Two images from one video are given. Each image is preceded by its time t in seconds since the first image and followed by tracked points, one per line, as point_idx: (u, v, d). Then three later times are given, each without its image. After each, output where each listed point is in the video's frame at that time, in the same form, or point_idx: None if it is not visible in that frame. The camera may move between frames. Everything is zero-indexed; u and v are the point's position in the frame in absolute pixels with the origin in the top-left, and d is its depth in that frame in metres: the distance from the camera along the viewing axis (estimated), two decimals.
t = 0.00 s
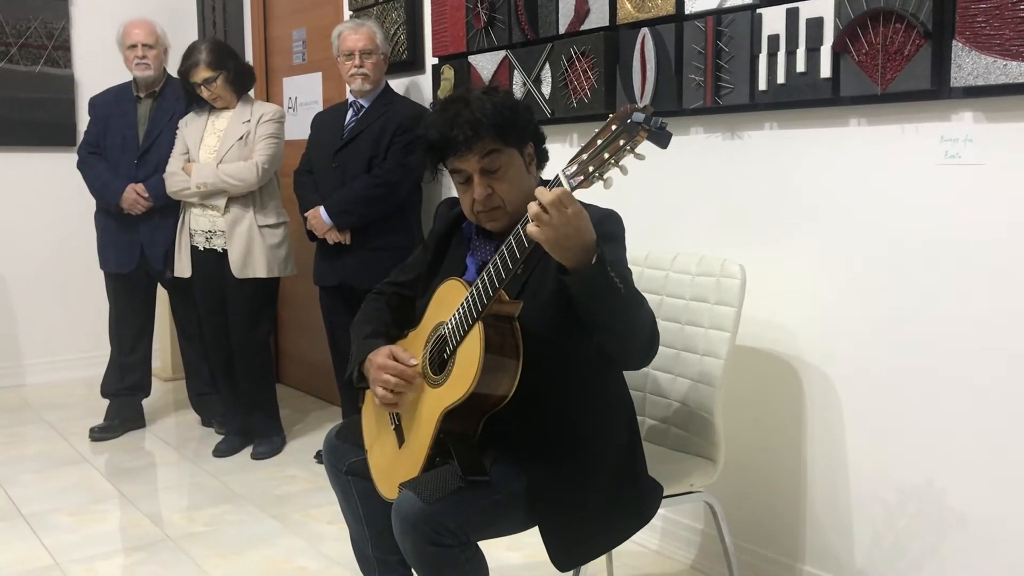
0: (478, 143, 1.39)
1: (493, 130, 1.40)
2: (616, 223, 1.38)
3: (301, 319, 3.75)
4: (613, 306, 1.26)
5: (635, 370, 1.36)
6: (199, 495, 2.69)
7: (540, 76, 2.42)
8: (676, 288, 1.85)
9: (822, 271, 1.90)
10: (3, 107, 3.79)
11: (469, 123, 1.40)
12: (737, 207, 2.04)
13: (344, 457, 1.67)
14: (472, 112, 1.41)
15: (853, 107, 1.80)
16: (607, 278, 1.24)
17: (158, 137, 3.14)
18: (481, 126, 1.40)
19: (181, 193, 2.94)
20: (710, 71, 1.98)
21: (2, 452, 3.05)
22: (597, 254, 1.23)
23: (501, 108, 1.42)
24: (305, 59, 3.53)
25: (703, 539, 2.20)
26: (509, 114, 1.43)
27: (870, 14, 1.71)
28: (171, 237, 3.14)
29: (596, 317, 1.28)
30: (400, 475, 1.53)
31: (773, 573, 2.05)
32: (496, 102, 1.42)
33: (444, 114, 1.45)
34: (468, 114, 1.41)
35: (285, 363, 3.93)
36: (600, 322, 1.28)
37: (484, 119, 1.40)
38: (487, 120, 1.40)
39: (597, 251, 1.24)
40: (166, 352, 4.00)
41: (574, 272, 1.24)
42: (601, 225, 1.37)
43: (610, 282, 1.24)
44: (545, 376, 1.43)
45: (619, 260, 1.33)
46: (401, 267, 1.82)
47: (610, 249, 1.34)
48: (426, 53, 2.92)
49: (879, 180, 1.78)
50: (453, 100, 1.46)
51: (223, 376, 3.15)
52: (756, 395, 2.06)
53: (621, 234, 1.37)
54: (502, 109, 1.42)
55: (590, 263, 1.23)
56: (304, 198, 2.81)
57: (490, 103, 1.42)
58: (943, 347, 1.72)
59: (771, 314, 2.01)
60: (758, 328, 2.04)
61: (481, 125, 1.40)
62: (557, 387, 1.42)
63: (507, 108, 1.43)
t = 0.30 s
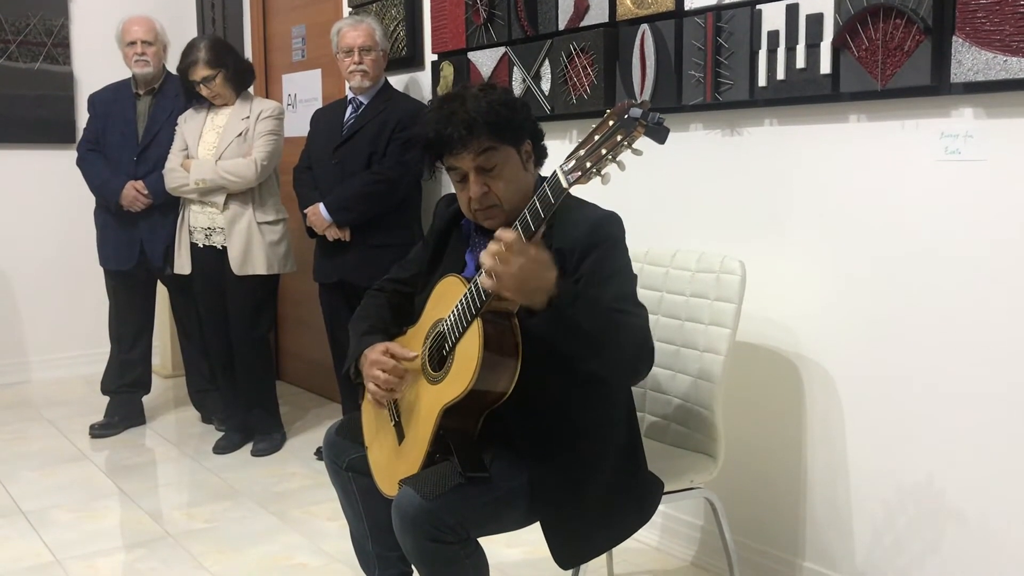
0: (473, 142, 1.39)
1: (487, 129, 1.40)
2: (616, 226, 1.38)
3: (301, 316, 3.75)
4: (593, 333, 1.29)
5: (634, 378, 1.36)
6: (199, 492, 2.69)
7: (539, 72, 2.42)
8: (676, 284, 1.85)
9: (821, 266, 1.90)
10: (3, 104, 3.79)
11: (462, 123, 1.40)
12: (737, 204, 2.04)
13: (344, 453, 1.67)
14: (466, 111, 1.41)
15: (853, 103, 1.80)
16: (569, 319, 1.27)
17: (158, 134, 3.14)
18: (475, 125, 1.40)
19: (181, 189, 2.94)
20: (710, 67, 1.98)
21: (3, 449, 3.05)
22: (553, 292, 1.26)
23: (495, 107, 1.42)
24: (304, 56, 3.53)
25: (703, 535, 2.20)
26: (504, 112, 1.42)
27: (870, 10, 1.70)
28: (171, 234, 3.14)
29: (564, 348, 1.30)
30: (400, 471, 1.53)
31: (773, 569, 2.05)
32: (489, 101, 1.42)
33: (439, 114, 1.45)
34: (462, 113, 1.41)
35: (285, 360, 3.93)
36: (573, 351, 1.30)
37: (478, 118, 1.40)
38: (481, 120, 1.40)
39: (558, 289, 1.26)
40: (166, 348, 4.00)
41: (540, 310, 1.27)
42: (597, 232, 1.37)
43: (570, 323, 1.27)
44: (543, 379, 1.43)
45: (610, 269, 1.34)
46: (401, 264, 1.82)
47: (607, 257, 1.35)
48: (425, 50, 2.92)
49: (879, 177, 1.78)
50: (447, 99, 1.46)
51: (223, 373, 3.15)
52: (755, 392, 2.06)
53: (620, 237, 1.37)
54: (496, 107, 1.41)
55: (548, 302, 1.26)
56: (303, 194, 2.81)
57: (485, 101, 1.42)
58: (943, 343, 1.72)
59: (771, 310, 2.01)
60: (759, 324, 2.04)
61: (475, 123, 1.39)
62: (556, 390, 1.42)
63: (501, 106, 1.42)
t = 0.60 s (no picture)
0: (441, 164, 1.41)
1: (452, 153, 1.39)
2: (614, 229, 1.38)
3: (301, 314, 3.75)
4: (587, 341, 1.28)
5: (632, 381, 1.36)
6: (200, 490, 2.69)
7: (539, 69, 2.42)
8: (676, 281, 1.85)
9: (822, 263, 1.89)
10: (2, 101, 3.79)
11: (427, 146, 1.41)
12: (738, 200, 2.04)
13: (344, 451, 1.67)
14: (434, 133, 1.40)
15: (853, 99, 1.79)
16: (560, 331, 1.27)
17: (158, 131, 3.13)
18: (439, 149, 1.40)
19: (179, 187, 2.93)
20: (710, 64, 1.97)
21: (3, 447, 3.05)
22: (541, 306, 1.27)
23: (463, 130, 1.38)
24: (304, 53, 3.52)
25: (703, 531, 2.20)
26: (472, 135, 1.38)
27: (870, 6, 1.70)
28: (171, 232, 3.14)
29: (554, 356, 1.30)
30: (400, 468, 1.53)
31: (773, 566, 2.05)
32: (458, 123, 1.38)
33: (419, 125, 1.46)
34: (434, 134, 1.41)
35: (285, 358, 3.93)
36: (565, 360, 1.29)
37: (442, 142, 1.39)
38: (446, 144, 1.39)
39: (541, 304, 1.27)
40: (167, 346, 4.00)
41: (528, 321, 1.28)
42: (594, 235, 1.36)
43: (560, 334, 1.27)
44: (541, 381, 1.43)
45: (607, 276, 1.34)
46: (402, 262, 1.81)
47: (604, 261, 1.34)
48: (425, 47, 2.91)
49: (879, 174, 1.77)
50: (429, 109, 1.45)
51: (223, 371, 3.15)
52: (755, 389, 2.06)
53: (617, 240, 1.37)
54: (463, 130, 1.38)
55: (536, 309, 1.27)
56: (303, 192, 2.81)
57: (457, 125, 1.39)
58: (943, 339, 1.71)
59: (771, 307, 2.01)
60: (759, 320, 2.04)
61: (442, 149, 1.39)
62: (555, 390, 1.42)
63: (472, 127, 1.39)
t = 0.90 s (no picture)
0: (426, 175, 1.42)
1: (433, 167, 1.41)
2: (611, 230, 1.38)
3: (303, 313, 3.75)
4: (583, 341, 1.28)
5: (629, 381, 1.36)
6: (201, 490, 2.69)
7: (540, 69, 2.42)
8: (676, 281, 1.85)
9: (823, 262, 1.89)
10: (3, 102, 3.79)
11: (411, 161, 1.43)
12: (738, 200, 2.04)
13: (345, 451, 1.68)
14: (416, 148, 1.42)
15: (854, 98, 1.79)
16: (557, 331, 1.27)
17: (158, 131, 3.14)
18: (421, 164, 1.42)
19: (180, 186, 2.94)
20: (711, 63, 1.97)
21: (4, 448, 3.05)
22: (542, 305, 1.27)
23: (441, 147, 1.38)
24: (305, 53, 3.52)
25: (704, 530, 2.20)
26: (451, 153, 1.38)
27: (871, 5, 1.70)
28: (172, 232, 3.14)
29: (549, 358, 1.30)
30: (401, 469, 1.53)
31: (774, 565, 2.05)
32: (436, 141, 1.39)
33: (410, 136, 1.47)
34: (420, 147, 1.42)
35: (287, 358, 3.93)
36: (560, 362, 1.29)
37: (424, 157, 1.41)
38: (426, 159, 1.41)
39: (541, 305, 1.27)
40: (168, 346, 4.00)
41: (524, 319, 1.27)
42: (592, 236, 1.36)
43: (557, 335, 1.27)
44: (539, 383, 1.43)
45: (606, 274, 1.34)
46: (402, 262, 1.81)
47: (602, 262, 1.34)
48: (426, 47, 2.92)
49: (879, 173, 1.77)
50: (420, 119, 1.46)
51: (225, 371, 3.15)
52: (756, 388, 2.06)
53: (615, 242, 1.37)
54: (442, 147, 1.38)
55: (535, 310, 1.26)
56: (304, 192, 2.81)
57: (436, 142, 1.39)
58: (944, 338, 1.71)
59: (773, 308, 2.00)
60: (761, 320, 2.04)
61: (426, 163, 1.41)
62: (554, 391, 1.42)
63: (451, 144, 1.38)
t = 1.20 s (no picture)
0: (425, 181, 1.43)
1: (431, 174, 1.41)
2: (613, 233, 1.38)
3: (305, 314, 3.75)
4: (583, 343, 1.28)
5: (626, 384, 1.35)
6: (204, 491, 2.70)
7: (541, 70, 2.42)
8: (679, 283, 1.85)
9: (825, 264, 1.89)
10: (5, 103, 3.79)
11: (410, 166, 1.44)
12: (740, 201, 2.04)
13: (346, 453, 1.68)
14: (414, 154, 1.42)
15: (856, 100, 1.79)
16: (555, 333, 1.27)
17: (160, 133, 3.14)
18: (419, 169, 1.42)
19: (181, 188, 2.94)
20: (713, 64, 1.97)
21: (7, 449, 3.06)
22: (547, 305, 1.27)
23: (438, 154, 1.39)
24: (306, 54, 3.52)
25: (707, 532, 2.20)
26: (448, 159, 1.38)
27: (874, 6, 1.70)
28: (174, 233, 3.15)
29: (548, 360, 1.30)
30: (403, 471, 1.53)
31: (777, 567, 2.05)
32: (433, 147, 1.39)
33: (409, 140, 1.47)
34: (418, 153, 1.42)
35: (289, 358, 3.94)
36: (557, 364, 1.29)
37: (422, 162, 1.41)
38: (424, 165, 1.41)
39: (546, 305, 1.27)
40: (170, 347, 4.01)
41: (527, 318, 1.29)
42: (593, 237, 1.36)
43: (558, 336, 1.27)
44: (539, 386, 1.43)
45: (610, 273, 1.34)
46: (403, 263, 1.81)
47: (603, 265, 1.35)
48: (427, 48, 2.92)
49: (881, 174, 1.77)
50: (418, 123, 1.46)
51: (227, 372, 3.16)
52: (758, 388, 2.06)
53: (615, 244, 1.37)
54: (439, 154, 1.38)
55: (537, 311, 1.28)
56: (306, 193, 2.81)
57: (434, 149, 1.39)
58: (947, 339, 1.71)
59: (775, 309, 2.00)
60: (763, 321, 2.04)
61: (424, 170, 1.42)
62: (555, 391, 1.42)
63: (448, 151, 1.38)
